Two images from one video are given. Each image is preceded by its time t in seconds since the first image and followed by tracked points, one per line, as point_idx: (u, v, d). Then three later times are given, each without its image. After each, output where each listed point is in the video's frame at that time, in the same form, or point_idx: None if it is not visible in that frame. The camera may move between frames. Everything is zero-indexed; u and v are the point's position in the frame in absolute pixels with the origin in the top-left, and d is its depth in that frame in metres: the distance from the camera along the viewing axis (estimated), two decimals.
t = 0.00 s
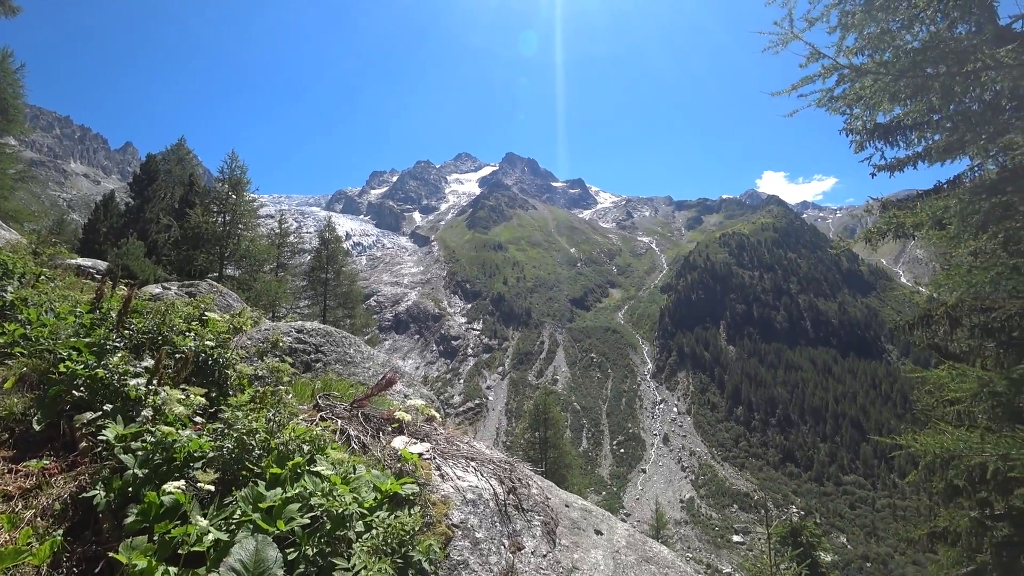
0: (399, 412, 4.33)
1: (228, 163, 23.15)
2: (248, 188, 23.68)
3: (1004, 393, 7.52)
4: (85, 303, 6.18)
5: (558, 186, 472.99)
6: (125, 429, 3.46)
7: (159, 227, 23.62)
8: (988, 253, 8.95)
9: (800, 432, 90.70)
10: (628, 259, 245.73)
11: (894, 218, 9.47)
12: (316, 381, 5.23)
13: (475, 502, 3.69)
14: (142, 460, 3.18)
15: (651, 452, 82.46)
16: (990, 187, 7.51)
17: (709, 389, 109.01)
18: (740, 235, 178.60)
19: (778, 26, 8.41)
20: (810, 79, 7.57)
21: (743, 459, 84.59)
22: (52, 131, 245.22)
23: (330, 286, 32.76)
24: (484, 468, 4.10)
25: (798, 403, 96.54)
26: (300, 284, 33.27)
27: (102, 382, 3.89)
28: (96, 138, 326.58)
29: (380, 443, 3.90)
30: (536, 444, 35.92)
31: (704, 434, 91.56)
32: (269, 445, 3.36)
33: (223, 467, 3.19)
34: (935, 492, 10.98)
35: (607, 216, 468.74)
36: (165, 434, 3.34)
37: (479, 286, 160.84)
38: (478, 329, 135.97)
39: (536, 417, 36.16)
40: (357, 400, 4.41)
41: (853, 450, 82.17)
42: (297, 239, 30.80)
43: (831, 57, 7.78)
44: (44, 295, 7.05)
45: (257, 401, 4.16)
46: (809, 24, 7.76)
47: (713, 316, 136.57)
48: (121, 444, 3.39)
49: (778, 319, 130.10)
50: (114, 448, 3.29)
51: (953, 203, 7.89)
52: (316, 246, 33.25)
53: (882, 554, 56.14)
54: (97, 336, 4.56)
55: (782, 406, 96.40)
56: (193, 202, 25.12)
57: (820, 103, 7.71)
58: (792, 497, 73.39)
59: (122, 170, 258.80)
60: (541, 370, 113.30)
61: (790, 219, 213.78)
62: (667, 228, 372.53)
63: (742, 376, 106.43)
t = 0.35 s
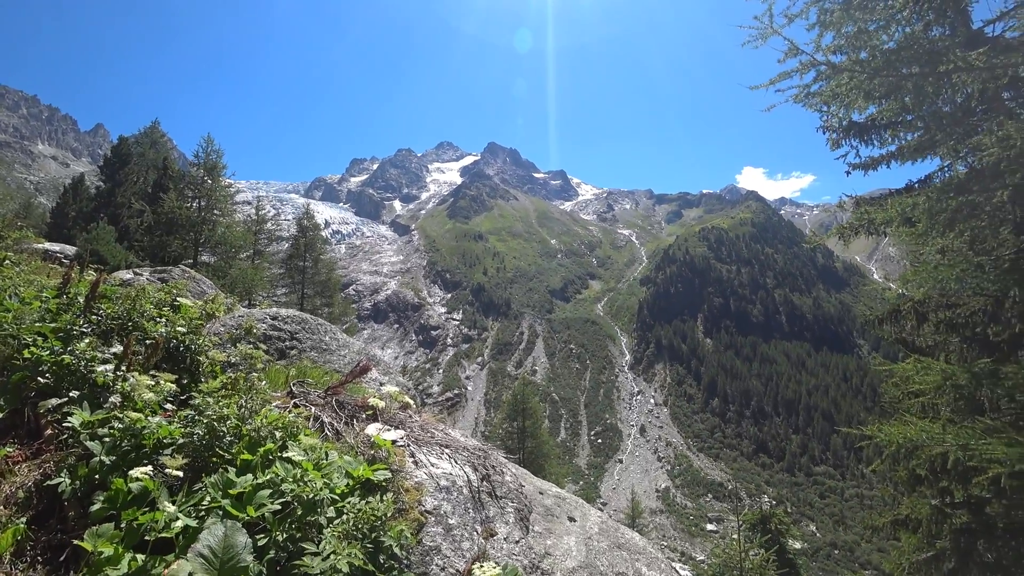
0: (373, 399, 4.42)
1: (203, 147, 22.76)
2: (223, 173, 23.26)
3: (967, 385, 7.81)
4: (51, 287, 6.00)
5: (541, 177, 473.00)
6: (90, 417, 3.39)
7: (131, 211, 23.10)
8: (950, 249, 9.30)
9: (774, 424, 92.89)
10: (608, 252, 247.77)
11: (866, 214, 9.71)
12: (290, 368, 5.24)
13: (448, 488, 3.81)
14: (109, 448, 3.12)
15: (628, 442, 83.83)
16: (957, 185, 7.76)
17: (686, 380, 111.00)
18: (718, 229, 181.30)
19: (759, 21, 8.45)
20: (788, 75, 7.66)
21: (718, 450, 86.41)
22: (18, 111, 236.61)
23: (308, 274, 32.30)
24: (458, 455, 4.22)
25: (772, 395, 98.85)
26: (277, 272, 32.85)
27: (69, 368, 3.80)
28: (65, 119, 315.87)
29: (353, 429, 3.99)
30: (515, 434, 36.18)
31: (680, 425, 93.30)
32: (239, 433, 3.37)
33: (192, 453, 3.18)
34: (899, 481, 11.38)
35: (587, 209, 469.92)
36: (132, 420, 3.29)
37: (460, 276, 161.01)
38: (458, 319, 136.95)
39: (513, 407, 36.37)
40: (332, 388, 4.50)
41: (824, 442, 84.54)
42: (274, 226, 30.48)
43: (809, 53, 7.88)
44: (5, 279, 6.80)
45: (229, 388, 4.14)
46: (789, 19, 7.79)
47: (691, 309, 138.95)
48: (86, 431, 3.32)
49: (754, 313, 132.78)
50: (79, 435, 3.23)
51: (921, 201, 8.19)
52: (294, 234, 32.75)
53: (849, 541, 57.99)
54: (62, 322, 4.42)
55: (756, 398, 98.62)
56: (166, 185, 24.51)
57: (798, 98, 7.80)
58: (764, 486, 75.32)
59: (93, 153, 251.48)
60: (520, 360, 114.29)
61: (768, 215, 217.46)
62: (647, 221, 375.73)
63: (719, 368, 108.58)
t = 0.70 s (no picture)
0: (345, 388, 4.79)
1: (176, 131, 22.26)
2: (197, 158, 22.74)
3: (928, 376, 8.12)
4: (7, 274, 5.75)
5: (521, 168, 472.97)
6: (52, 405, 3.30)
7: (99, 197, 22.44)
8: (915, 245, 9.62)
9: (748, 414, 95.15)
10: (588, 244, 249.32)
11: (837, 208, 9.95)
12: (262, 357, 5.30)
13: (420, 475, 4.26)
14: (72, 437, 3.07)
15: (605, 433, 85.10)
16: (925, 181, 7.98)
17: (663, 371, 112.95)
18: (697, 223, 183.69)
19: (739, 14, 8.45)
20: (765, 69, 7.76)
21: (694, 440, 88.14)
22: None
23: (285, 263, 31.81)
24: (430, 442, 4.73)
25: (746, 386, 101.11)
26: (253, 260, 32.35)
27: (30, 356, 3.63)
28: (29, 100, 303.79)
29: (326, 418, 4.31)
30: (493, 424, 36.31)
31: (657, 416, 94.95)
32: (209, 421, 3.40)
33: (158, 442, 3.17)
34: (866, 468, 11.74)
35: (569, 200, 471.47)
36: (97, 409, 3.25)
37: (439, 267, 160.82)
38: (437, 310, 136.88)
39: (491, 397, 36.54)
40: (305, 377, 4.78)
41: (797, 432, 86.91)
42: (249, 214, 30.03)
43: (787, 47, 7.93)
44: None
45: (198, 375, 4.12)
46: (767, 13, 7.87)
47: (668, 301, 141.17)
48: (47, 421, 3.24)
49: (730, 305, 135.59)
50: (40, 425, 3.13)
51: (889, 197, 8.46)
52: (270, 222, 32.19)
53: (819, 527, 59.84)
54: (21, 306, 4.23)
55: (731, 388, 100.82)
56: (138, 170, 23.89)
57: (773, 93, 7.94)
58: (738, 475, 77.16)
59: (58, 137, 242.28)
60: (498, 351, 115.53)
61: (745, 209, 221.00)
62: (626, 214, 378.76)
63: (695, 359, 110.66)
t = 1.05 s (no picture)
0: (317, 376, 4.83)
1: (143, 115, 21.46)
2: (165, 144, 21.93)
3: (889, 363, 8.46)
4: None
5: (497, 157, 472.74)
6: (12, 395, 3.19)
7: (62, 183, 21.66)
8: (882, 236, 9.94)
9: (720, 402, 97.46)
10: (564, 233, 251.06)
11: (807, 200, 10.17)
12: (233, 346, 5.25)
13: (393, 463, 4.40)
14: (35, 428, 2.98)
15: (581, 421, 86.41)
16: (891, 174, 8.25)
17: (637, 360, 114.86)
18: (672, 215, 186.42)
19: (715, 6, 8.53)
20: (738, 62, 7.89)
21: (667, 428, 89.94)
22: None
23: (257, 251, 31.13)
24: (402, 430, 4.90)
25: (719, 375, 103.50)
26: (224, 249, 31.69)
27: None
28: None
29: (298, 406, 4.32)
30: (469, 413, 36.42)
31: (632, 404, 96.66)
32: (179, 410, 3.37)
33: (126, 432, 3.14)
34: (832, 454, 12.07)
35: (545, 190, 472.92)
36: (61, 399, 3.18)
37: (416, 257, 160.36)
38: (412, 300, 137.60)
39: (467, 387, 36.63)
40: (276, 364, 4.83)
41: (767, 419, 89.35)
42: (221, 201, 29.36)
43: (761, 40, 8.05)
44: None
45: (167, 364, 4.04)
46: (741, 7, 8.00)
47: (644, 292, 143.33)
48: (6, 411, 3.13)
49: (704, 296, 138.30)
50: None
51: (856, 189, 8.74)
52: (242, 210, 31.43)
53: (786, 511, 61.88)
54: None
55: (704, 377, 103.17)
56: (102, 155, 23.03)
57: (747, 86, 8.11)
58: (710, 462, 79.19)
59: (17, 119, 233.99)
60: (474, 341, 116.33)
61: (719, 201, 224.84)
62: (603, 205, 381.53)
63: (670, 349, 112.69)
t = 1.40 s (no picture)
0: (287, 360, 4.83)
1: (111, 87, 20.59)
2: (135, 119, 21.04)
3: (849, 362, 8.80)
4: None
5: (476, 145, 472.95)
6: None
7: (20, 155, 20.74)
8: (848, 238, 10.29)
9: (689, 396, 99.70)
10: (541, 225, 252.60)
11: (778, 201, 10.43)
12: (201, 328, 5.19)
13: (361, 448, 4.44)
14: None
15: (552, 412, 87.70)
16: (859, 180, 8.55)
17: (609, 353, 116.72)
18: (648, 210, 189.08)
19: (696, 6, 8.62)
20: (717, 63, 8.01)
21: (637, 420, 91.65)
22: None
23: (227, 233, 30.32)
24: (371, 416, 4.93)
25: (689, 369, 105.89)
26: (193, 231, 30.87)
27: None
28: None
29: (266, 390, 4.31)
30: (440, 403, 36.40)
31: (603, 397, 98.39)
32: (142, 392, 3.33)
33: (87, 413, 3.10)
34: (796, 447, 12.37)
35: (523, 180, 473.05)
36: (18, 379, 3.11)
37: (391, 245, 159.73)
38: (386, 287, 140.14)
39: (439, 375, 36.60)
40: (245, 348, 4.80)
41: (734, 413, 91.69)
42: (190, 179, 28.53)
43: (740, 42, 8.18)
44: None
45: (133, 345, 3.97)
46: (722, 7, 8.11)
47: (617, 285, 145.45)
48: None
49: (676, 292, 140.89)
50: None
51: (825, 192, 9.01)
52: (213, 189, 30.50)
53: (750, 503, 63.85)
54: None
55: (674, 371, 105.39)
56: (65, 128, 22.10)
57: (724, 86, 8.24)
58: (678, 454, 81.02)
59: None
60: (447, 331, 117.42)
61: (694, 199, 228.75)
62: (581, 198, 383.87)
63: (642, 343, 114.63)
